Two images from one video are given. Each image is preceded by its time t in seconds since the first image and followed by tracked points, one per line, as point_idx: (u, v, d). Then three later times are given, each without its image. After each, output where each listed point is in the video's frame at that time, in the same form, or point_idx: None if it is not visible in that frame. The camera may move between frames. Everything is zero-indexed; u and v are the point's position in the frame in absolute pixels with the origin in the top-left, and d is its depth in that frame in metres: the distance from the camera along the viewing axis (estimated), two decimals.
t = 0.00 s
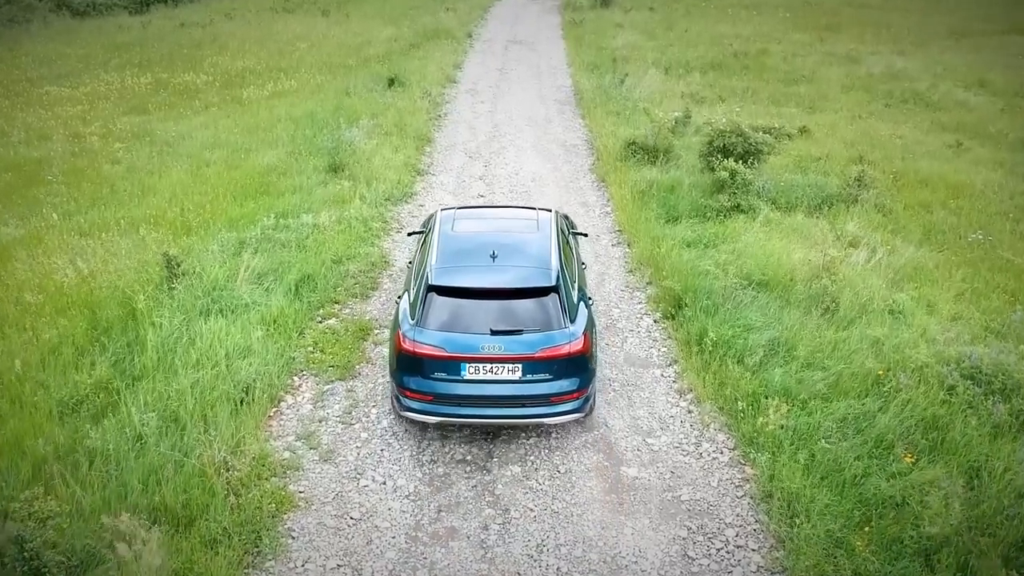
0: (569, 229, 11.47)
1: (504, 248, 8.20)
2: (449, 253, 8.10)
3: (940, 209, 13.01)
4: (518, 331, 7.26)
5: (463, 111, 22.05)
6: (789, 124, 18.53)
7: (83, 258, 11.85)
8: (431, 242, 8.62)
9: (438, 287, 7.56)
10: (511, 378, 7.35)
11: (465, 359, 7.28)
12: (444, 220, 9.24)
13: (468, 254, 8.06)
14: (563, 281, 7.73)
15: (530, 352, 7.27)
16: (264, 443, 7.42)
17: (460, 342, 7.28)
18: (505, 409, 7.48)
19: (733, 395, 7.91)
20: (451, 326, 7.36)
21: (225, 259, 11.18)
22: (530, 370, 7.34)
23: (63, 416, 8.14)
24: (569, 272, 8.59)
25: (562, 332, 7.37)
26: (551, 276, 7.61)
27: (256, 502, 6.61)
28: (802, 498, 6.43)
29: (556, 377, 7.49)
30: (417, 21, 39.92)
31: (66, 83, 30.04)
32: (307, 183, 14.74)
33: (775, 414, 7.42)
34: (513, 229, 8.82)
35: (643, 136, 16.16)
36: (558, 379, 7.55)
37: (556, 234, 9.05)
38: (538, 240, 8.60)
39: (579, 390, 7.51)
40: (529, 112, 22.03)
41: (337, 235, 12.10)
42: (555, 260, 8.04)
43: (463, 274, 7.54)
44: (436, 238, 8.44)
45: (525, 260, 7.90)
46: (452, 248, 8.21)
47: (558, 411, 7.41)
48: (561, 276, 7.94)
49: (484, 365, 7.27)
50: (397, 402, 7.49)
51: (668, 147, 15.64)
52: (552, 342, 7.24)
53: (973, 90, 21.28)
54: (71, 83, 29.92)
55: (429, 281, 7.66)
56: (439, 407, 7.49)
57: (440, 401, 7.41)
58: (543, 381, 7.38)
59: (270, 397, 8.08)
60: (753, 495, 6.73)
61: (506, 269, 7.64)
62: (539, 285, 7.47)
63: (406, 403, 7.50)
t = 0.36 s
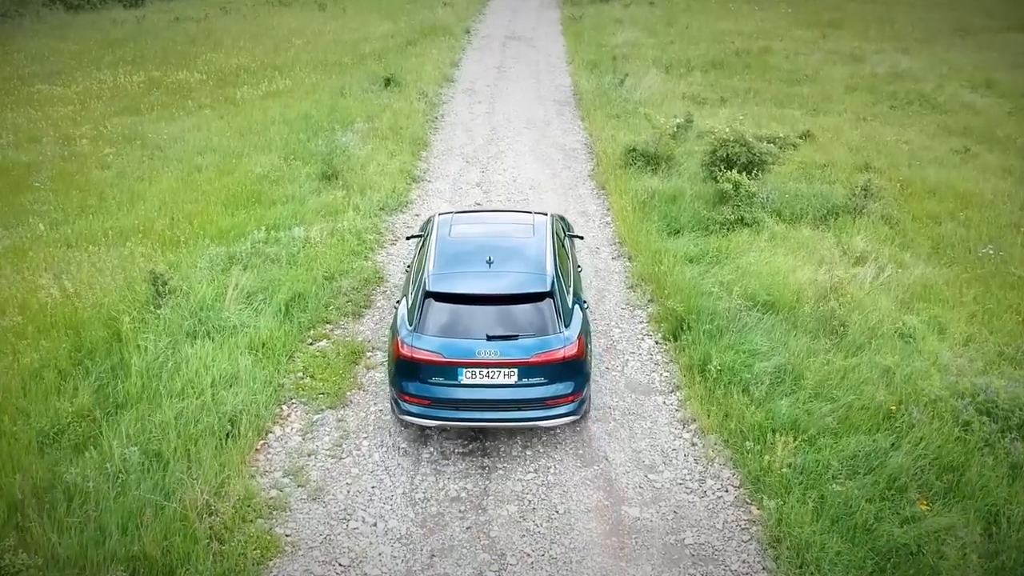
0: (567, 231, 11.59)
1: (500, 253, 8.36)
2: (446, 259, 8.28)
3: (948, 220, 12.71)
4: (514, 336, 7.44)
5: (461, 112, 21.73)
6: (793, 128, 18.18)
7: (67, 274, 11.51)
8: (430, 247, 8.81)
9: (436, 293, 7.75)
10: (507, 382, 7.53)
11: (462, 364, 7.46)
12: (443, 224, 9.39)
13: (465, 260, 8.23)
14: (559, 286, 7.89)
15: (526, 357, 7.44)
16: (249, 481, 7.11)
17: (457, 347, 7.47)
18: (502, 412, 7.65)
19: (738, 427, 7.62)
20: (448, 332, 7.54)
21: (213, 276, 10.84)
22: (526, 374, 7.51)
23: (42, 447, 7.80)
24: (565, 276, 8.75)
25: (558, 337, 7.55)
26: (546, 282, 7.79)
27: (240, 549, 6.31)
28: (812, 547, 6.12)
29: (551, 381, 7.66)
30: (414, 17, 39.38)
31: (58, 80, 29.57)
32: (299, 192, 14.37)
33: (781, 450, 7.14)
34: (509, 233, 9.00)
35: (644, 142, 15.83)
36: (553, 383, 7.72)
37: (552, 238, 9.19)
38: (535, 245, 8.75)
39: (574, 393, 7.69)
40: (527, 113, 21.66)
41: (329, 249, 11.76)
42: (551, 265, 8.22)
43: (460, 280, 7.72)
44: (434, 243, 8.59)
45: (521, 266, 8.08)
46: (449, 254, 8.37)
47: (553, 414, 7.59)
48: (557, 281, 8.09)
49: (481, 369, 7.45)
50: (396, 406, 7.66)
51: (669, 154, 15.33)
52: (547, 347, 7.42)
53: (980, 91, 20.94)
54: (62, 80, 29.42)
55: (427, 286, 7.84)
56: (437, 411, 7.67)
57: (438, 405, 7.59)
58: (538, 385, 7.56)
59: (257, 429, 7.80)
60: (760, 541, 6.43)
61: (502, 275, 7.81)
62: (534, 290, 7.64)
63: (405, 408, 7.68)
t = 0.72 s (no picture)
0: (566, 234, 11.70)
1: (499, 258, 8.55)
2: (447, 263, 8.46)
3: (959, 236, 12.36)
4: (513, 341, 7.64)
5: (458, 113, 21.36)
6: (798, 133, 17.81)
7: (50, 294, 11.12)
8: (430, 249, 9.00)
9: (436, 296, 7.94)
10: (506, 385, 7.72)
11: (462, 368, 7.65)
12: (444, 227, 9.56)
13: (465, 263, 8.43)
14: (557, 291, 8.08)
15: (525, 361, 7.64)
16: (232, 530, 6.77)
17: (457, 350, 7.66)
18: (500, 414, 7.84)
19: (745, 467, 7.29)
20: (448, 336, 7.73)
21: (201, 299, 10.46)
22: (524, 379, 7.70)
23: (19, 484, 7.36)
24: (563, 279, 8.94)
25: (556, 341, 7.74)
26: (545, 287, 7.99)
27: None
28: None
29: (549, 385, 7.84)
30: (411, 12, 38.82)
31: (49, 78, 29.04)
32: (291, 203, 13.97)
33: (791, 497, 6.80)
34: (508, 236, 9.19)
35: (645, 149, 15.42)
36: (551, 387, 7.90)
37: (551, 241, 9.36)
38: (534, 249, 8.92)
39: (571, 396, 7.88)
40: (526, 114, 21.25)
41: (321, 267, 11.39)
42: (550, 269, 8.42)
43: (460, 285, 7.92)
44: (434, 247, 8.76)
45: (520, 270, 8.27)
46: (450, 258, 8.56)
47: (551, 417, 7.78)
48: (555, 285, 8.29)
49: (480, 373, 7.64)
50: (397, 409, 7.85)
51: (672, 163, 14.95)
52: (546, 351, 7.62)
53: (988, 94, 20.53)
54: (52, 79, 28.89)
55: (427, 291, 8.02)
56: (436, 413, 7.85)
57: (438, 407, 7.77)
58: (537, 388, 7.74)
59: (242, 471, 7.45)
60: None
61: (501, 280, 7.99)
62: (533, 295, 7.83)
63: (406, 409, 7.87)
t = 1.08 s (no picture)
0: (563, 238, 11.75)
1: (497, 264, 8.70)
2: (445, 269, 8.61)
3: (973, 253, 11.97)
4: (510, 347, 7.79)
5: (456, 116, 20.96)
6: (803, 139, 17.39)
7: (31, 316, 10.71)
8: (429, 254, 9.15)
9: (435, 303, 8.09)
10: (503, 391, 7.87)
11: (460, 374, 7.80)
12: (443, 231, 9.67)
13: (464, 269, 8.59)
14: (554, 298, 8.23)
15: (522, 368, 7.79)
16: None
17: (455, 356, 7.81)
18: (498, 419, 7.99)
19: (754, 516, 6.91)
20: (447, 342, 7.88)
21: (187, 325, 10.06)
22: (521, 384, 7.85)
23: None
24: (560, 284, 9.10)
25: (553, 347, 7.90)
26: (542, 293, 8.15)
27: None
28: None
29: (546, 390, 8.00)
30: (409, 7, 38.21)
31: (39, 77, 28.49)
32: (283, 216, 13.55)
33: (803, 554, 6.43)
34: (505, 241, 9.35)
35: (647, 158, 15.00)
36: (548, 392, 8.05)
37: (548, 246, 9.49)
38: (531, 254, 9.05)
39: (568, 401, 8.03)
40: (525, 117, 20.82)
41: (312, 287, 10.99)
42: (547, 275, 8.58)
43: (459, 291, 8.07)
44: (433, 252, 8.91)
45: (518, 276, 8.43)
46: (448, 264, 8.70)
47: (548, 422, 7.93)
48: (552, 291, 8.44)
49: (478, 379, 7.80)
50: (397, 413, 8.00)
51: (674, 173, 14.55)
52: (543, 357, 7.77)
53: (997, 98, 20.10)
54: (42, 77, 28.33)
55: (426, 297, 8.17)
56: (435, 418, 7.99)
57: (437, 412, 7.91)
58: (534, 393, 7.90)
59: (224, 520, 7.08)
60: None
61: (499, 287, 8.13)
62: (530, 301, 7.99)
63: (405, 414, 8.01)
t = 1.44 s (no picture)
0: (562, 243, 11.80)
1: (494, 270, 8.85)
2: (443, 276, 8.76)
3: (987, 271, 11.55)
4: (507, 354, 7.93)
5: (453, 118, 20.55)
6: (809, 146, 16.96)
7: (10, 339, 10.27)
8: (427, 261, 9.30)
9: (433, 310, 8.24)
10: (500, 397, 8.02)
11: (458, 380, 7.94)
12: (441, 238, 9.83)
13: (461, 276, 8.73)
14: (550, 304, 8.37)
15: (518, 374, 7.93)
16: None
17: (453, 364, 7.96)
18: (496, 424, 8.13)
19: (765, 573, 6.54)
20: (445, 349, 8.02)
21: (171, 353, 9.64)
22: (518, 390, 7.99)
23: None
24: (556, 289, 9.24)
25: (549, 353, 8.05)
26: (538, 300, 8.29)
27: None
28: None
29: (542, 396, 8.14)
30: (406, 3, 37.62)
31: (29, 76, 27.93)
32: (273, 230, 13.13)
33: None
34: (503, 247, 9.50)
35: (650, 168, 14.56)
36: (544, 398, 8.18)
37: (545, 251, 9.63)
38: (527, 261, 9.20)
39: (564, 407, 8.17)
40: (524, 121, 20.35)
41: (302, 309, 10.58)
42: (543, 281, 8.72)
43: (456, 299, 8.22)
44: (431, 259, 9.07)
45: (515, 282, 8.58)
46: (446, 271, 8.86)
47: (544, 427, 8.07)
48: (548, 298, 8.58)
49: (475, 385, 7.94)
50: (396, 420, 8.15)
51: (677, 185, 14.12)
52: (539, 364, 7.91)
53: (1007, 102, 19.65)
54: (32, 76, 27.80)
55: (424, 305, 8.33)
56: (433, 424, 8.13)
57: (435, 418, 8.06)
58: (530, 399, 8.04)
59: None
60: None
61: (496, 294, 8.29)
62: (527, 308, 8.13)
63: (404, 421, 8.15)
